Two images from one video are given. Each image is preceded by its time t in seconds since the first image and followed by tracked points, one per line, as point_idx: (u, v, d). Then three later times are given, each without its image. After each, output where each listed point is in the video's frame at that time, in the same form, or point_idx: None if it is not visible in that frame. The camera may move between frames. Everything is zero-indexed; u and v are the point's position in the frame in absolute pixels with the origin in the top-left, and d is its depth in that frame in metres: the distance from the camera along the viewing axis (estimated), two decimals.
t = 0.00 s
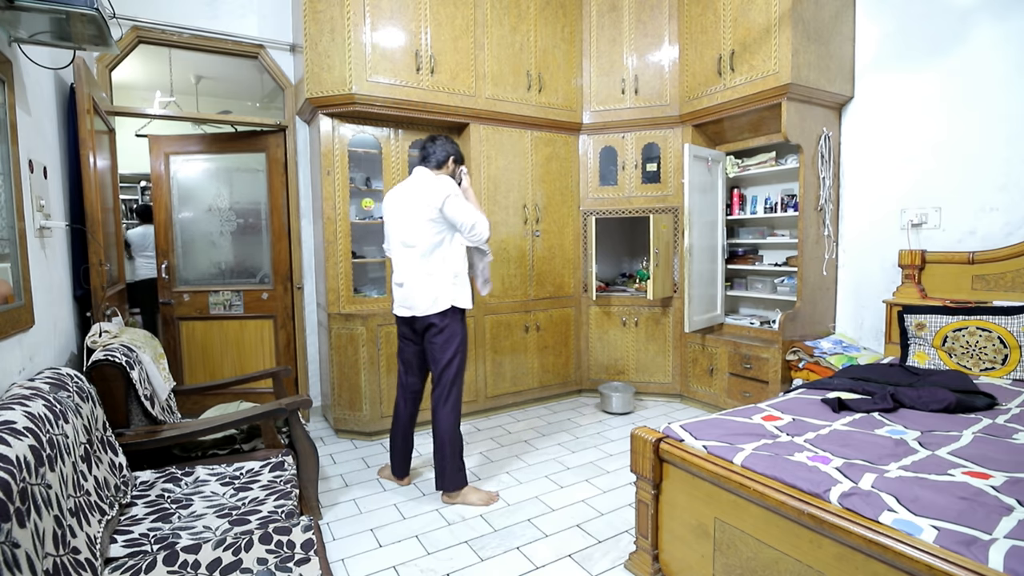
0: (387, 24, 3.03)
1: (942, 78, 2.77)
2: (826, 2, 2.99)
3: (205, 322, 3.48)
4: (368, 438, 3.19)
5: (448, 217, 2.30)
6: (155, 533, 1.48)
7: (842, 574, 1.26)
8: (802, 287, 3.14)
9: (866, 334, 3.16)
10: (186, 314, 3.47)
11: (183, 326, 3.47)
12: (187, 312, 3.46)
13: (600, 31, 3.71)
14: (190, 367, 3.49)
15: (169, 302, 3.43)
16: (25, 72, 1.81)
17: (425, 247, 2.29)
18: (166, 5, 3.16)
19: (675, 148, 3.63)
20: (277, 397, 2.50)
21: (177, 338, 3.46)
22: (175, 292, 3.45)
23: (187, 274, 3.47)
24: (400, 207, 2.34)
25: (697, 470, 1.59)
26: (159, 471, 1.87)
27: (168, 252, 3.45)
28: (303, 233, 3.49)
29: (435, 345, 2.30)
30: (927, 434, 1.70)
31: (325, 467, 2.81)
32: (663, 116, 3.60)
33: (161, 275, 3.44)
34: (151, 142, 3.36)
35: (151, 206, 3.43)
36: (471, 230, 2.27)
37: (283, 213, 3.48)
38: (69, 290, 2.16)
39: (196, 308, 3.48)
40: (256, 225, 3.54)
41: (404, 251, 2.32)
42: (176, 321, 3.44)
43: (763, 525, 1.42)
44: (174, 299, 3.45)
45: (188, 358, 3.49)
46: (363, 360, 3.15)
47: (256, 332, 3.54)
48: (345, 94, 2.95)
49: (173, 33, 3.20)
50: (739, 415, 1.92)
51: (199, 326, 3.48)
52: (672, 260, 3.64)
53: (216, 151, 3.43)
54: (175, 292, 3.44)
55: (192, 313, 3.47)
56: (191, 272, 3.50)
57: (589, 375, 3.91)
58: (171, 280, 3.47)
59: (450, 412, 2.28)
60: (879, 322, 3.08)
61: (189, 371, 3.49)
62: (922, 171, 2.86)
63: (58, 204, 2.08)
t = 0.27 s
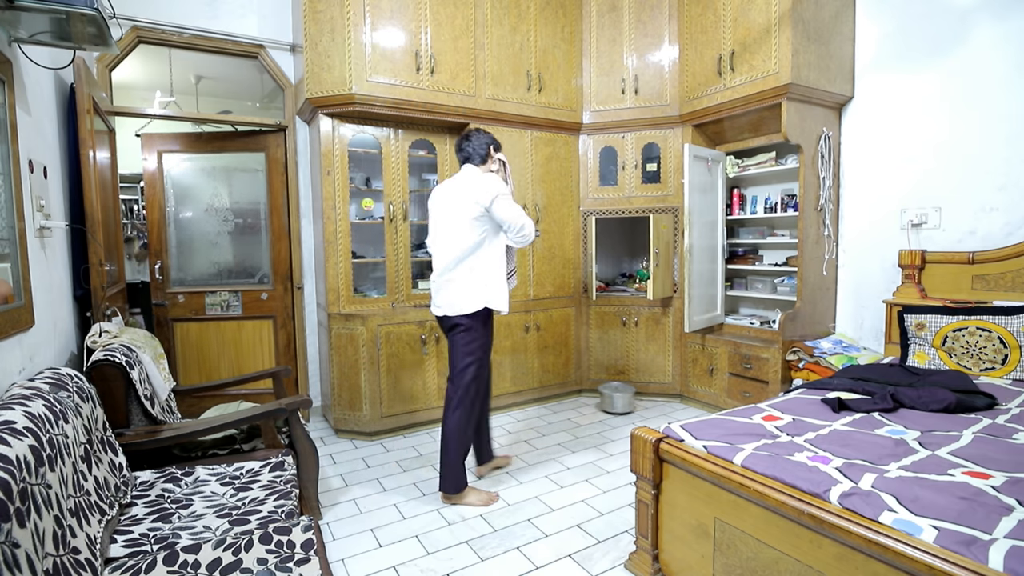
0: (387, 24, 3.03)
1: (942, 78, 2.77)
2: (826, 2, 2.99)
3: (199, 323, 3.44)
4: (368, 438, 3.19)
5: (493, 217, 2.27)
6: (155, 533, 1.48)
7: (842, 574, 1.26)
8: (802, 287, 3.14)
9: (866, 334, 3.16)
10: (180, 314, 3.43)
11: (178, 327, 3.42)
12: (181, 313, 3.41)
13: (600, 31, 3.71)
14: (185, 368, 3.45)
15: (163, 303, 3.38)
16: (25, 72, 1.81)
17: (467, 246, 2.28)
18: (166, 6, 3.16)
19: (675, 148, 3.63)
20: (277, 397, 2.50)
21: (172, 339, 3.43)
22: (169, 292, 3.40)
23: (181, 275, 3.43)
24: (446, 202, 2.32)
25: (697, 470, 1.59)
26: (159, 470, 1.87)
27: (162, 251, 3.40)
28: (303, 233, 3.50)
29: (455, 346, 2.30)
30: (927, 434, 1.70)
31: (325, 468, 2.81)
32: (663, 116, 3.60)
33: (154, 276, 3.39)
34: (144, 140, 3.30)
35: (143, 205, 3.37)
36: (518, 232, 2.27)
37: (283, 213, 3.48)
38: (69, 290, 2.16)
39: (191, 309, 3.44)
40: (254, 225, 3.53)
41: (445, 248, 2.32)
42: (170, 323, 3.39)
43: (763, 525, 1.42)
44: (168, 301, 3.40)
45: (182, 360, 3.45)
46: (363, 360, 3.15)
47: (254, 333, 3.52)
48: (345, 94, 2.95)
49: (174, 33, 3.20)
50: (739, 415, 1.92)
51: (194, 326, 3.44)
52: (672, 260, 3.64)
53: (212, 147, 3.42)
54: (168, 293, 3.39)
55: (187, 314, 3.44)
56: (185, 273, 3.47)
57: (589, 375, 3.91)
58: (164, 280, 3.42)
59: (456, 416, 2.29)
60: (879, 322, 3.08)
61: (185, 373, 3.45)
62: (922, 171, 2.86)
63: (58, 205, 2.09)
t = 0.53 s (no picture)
0: (387, 24, 3.03)
1: (942, 78, 2.77)
2: (826, 2, 2.99)
3: (194, 324, 3.39)
4: (368, 438, 3.19)
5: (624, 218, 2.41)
6: (155, 533, 1.48)
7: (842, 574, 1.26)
8: (803, 287, 3.14)
9: (866, 334, 3.16)
10: (172, 317, 3.36)
11: (171, 329, 3.37)
12: (174, 315, 3.35)
13: (600, 31, 3.71)
14: (179, 370, 3.40)
15: (154, 305, 3.31)
16: (25, 72, 1.81)
17: (599, 245, 2.46)
18: (166, 6, 3.16)
19: (675, 148, 3.63)
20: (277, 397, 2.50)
21: (165, 342, 3.37)
22: (161, 294, 3.34)
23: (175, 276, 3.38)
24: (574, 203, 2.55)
25: (697, 470, 1.59)
26: (159, 470, 1.87)
27: (153, 251, 3.33)
28: (303, 233, 3.52)
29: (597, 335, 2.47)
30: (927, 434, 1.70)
31: (325, 468, 2.81)
32: (663, 116, 3.60)
33: (145, 277, 3.31)
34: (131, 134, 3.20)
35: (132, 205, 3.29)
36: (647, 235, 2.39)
37: (283, 213, 3.49)
38: (69, 290, 2.16)
39: (185, 310, 3.38)
40: (253, 225, 3.51)
41: (579, 249, 2.52)
42: (163, 326, 3.33)
43: (763, 525, 1.42)
44: (160, 303, 3.33)
45: (177, 362, 3.39)
46: (363, 360, 3.15)
47: (252, 335, 3.50)
48: (345, 94, 2.95)
49: (174, 33, 3.20)
50: (739, 415, 1.92)
51: (188, 328, 3.39)
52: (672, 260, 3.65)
53: (207, 147, 3.38)
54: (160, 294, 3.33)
55: (181, 316, 3.38)
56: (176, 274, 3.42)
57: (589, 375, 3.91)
58: (154, 282, 3.35)
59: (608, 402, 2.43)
60: (879, 322, 3.08)
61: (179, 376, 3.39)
62: (922, 171, 2.86)
63: (58, 205, 2.09)
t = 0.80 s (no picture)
0: (387, 24, 3.03)
1: (941, 78, 2.77)
2: (826, 2, 2.99)
3: (191, 325, 3.35)
4: (368, 438, 3.18)
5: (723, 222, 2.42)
6: (155, 533, 1.48)
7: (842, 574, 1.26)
8: (803, 287, 3.14)
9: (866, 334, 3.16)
10: (167, 318, 3.31)
11: (166, 331, 3.32)
12: (170, 317, 3.31)
13: (600, 31, 3.71)
14: (175, 372, 3.36)
15: (149, 307, 3.25)
16: (25, 72, 1.81)
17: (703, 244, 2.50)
18: (166, 6, 3.16)
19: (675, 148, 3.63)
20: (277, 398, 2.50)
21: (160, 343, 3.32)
22: (156, 295, 3.29)
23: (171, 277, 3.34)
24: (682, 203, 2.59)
25: (698, 470, 1.59)
26: (159, 470, 1.87)
27: (148, 251, 3.28)
28: (303, 233, 3.55)
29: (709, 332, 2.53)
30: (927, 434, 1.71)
31: (325, 468, 2.81)
32: (663, 116, 3.60)
33: (139, 278, 3.25)
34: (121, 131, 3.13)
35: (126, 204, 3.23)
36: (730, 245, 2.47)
37: (283, 213, 3.50)
38: (69, 290, 2.16)
39: (181, 311, 3.34)
40: (252, 225, 3.50)
41: (688, 247, 2.57)
42: (157, 328, 3.28)
43: (763, 525, 1.42)
44: (155, 304, 3.28)
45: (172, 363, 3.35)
46: (363, 360, 3.14)
47: (251, 335, 3.49)
48: (345, 94, 2.95)
49: (174, 33, 3.20)
50: (739, 415, 1.92)
51: (184, 329, 3.35)
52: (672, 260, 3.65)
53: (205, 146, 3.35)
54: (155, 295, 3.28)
55: (176, 317, 3.33)
56: (171, 274, 3.37)
57: (589, 375, 3.91)
58: (149, 283, 3.30)
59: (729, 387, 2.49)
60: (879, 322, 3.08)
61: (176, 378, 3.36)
62: (922, 171, 2.86)
63: (58, 205, 2.08)
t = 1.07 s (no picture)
0: (387, 24, 3.03)
1: (942, 78, 2.77)
2: (826, 2, 2.99)
3: (189, 327, 3.35)
4: (368, 438, 3.18)
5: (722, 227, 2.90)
6: (155, 533, 1.48)
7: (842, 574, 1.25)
8: (803, 287, 3.14)
9: (866, 334, 3.16)
10: (164, 320, 3.30)
11: (162, 332, 3.30)
12: (166, 318, 3.29)
13: (600, 31, 3.71)
14: (174, 373, 3.35)
15: (145, 308, 3.23)
16: (25, 72, 1.81)
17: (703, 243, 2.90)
18: (166, 6, 3.17)
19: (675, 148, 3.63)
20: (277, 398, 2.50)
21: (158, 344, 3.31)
22: (153, 297, 3.27)
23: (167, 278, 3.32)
24: (665, 209, 3.04)
25: (698, 470, 1.59)
26: (159, 470, 1.87)
27: (144, 252, 3.25)
28: (303, 233, 3.55)
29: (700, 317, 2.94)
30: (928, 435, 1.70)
31: (325, 468, 2.81)
32: (663, 116, 3.60)
33: (136, 279, 3.23)
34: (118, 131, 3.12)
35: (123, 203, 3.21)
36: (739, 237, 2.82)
37: (283, 213, 3.51)
38: (69, 290, 2.16)
39: (179, 312, 3.33)
40: (252, 225, 3.50)
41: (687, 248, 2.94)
42: (154, 329, 3.26)
43: (763, 525, 1.42)
44: (151, 306, 3.26)
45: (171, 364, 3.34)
46: (363, 360, 3.14)
47: (251, 336, 3.49)
48: (345, 94, 2.95)
49: (174, 33, 3.21)
50: (739, 415, 1.92)
51: (182, 331, 3.34)
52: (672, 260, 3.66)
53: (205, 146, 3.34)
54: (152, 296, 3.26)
55: (174, 319, 3.32)
56: (168, 276, 3.34)
57: (589, 375, 3.91)
58: (145, 284, 3.28)
59: (715, 350, 2.95)
60: (879, 322, 3.08)
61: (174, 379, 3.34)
62: (922, 171, 2.86)
63: (58, 205, 2.08)
